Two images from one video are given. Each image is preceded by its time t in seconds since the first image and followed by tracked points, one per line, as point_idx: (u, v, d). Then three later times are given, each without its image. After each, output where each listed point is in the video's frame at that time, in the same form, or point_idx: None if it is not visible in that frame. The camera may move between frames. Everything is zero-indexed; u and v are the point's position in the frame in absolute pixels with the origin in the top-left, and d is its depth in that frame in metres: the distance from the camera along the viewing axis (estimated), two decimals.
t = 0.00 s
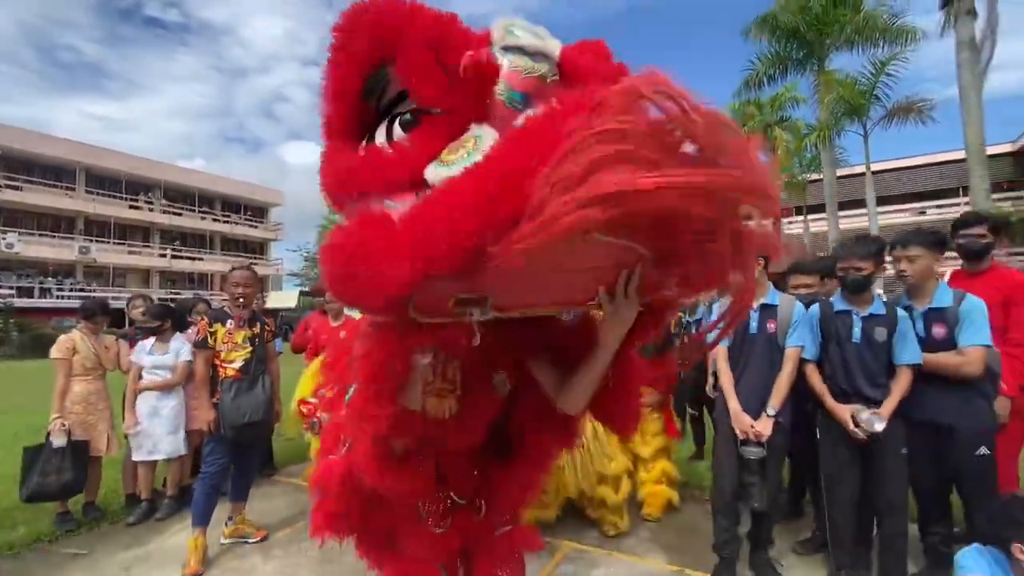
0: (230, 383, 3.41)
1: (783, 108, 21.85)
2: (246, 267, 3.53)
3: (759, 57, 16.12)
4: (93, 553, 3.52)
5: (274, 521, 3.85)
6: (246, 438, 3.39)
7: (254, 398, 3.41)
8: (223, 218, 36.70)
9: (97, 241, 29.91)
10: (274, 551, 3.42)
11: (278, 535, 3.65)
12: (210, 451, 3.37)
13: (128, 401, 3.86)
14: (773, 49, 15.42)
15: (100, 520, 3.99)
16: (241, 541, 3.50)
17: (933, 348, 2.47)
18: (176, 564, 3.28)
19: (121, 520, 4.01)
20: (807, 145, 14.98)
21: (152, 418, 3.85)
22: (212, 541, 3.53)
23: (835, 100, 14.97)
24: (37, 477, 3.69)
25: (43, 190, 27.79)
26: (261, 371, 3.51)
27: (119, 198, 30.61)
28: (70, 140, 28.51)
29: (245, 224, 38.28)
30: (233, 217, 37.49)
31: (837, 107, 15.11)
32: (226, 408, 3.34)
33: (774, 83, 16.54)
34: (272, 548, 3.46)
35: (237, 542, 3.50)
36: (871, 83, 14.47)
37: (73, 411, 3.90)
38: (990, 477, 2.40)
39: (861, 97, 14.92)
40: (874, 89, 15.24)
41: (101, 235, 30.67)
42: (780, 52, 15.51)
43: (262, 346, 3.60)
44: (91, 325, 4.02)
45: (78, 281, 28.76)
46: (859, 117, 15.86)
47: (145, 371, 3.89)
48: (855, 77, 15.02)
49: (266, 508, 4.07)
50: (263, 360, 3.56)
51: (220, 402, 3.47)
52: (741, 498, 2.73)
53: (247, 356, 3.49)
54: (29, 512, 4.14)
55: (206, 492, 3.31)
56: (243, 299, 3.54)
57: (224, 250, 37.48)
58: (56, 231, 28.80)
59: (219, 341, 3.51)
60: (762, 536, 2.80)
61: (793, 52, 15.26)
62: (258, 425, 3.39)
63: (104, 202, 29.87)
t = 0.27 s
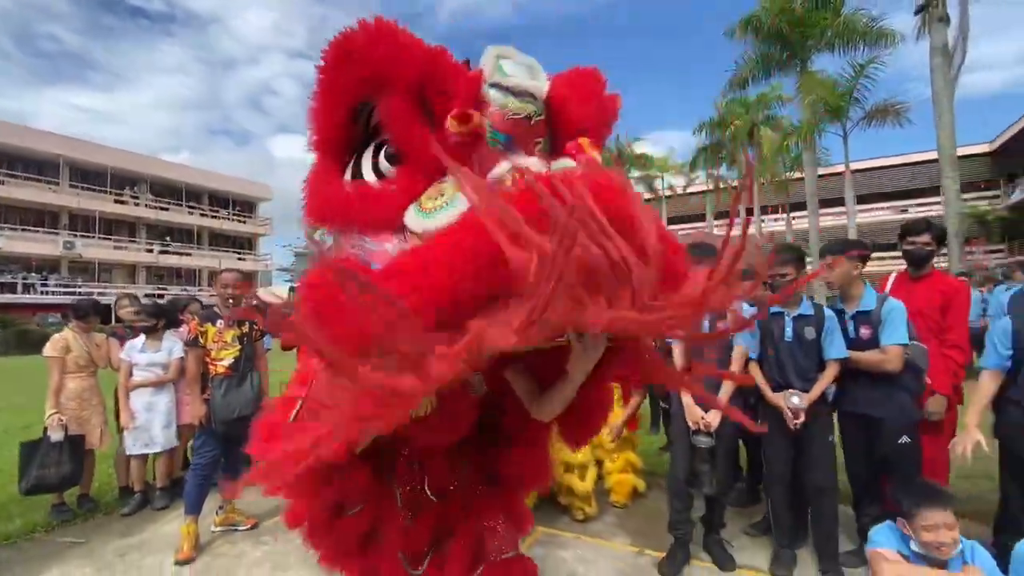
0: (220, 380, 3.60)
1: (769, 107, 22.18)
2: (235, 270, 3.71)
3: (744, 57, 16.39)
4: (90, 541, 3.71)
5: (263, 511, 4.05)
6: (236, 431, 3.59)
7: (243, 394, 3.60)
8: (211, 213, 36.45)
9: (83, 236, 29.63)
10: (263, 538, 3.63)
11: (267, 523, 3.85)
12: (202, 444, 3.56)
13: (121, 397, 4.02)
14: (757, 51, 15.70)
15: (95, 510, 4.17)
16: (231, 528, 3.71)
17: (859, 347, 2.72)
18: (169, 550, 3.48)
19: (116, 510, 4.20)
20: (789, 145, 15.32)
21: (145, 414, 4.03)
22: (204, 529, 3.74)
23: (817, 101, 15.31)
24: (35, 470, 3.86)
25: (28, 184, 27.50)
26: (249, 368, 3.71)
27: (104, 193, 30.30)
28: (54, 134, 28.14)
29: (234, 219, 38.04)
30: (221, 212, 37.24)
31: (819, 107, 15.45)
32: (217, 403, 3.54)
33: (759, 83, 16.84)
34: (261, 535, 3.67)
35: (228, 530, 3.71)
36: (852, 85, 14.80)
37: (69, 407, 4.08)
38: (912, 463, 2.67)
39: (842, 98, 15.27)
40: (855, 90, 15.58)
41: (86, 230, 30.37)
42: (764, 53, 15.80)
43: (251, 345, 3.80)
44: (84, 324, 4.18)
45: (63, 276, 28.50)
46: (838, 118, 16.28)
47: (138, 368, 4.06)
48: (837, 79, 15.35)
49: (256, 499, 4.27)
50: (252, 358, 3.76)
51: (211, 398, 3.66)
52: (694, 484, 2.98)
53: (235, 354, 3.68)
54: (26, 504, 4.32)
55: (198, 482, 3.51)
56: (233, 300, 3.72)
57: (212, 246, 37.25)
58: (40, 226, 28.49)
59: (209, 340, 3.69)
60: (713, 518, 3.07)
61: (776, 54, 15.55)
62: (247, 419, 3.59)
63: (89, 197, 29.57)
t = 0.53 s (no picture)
0: (206, 371, 3.74)
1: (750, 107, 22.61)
2: (220, 265, 3.85)
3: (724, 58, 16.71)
4: (78, 526, 3.85)
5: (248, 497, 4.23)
6: (221, 419, 3.74)
7: (229, 383, 3.76)
8: (193, 208, 35.98)
9: (60, 231, 29.08)
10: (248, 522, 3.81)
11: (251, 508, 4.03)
12: (189, 432, 3.70)
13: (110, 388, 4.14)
14: (737, 52, 16.03)
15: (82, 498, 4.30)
16: (217, 513, 3.87)
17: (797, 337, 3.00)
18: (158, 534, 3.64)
19: (103, 498, 4.34)
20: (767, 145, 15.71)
21: (133, 405, 4.16)
22: (191, 514, 3.90)
23: (794, 102, 15.70)
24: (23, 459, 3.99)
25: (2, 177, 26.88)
26: (234, 360, 3.87)
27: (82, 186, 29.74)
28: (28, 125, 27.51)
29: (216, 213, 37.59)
30: (203, 207, 36.77)
31: (795, 109, 15.86)
32: (204, 392, 3.68)
33: (739, 83, 17.20)
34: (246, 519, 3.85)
35: (214, 514, 3.87)
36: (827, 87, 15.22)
37: (55, 398, 4.19)
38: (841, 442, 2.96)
39: (817, 100, 15.68)
40: (830, 93, 16.01)
41: (63, 224, 29.81)
42: (744, 55, 16.13)
43: (236, 337, 3.96)
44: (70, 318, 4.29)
45: (40, 271, 27.99)
46: (815, 119, 16.72)
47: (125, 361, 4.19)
48: (813, 81, 15.77)
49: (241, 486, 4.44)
50: (237, 350, 3.92)
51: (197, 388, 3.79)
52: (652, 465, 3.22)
53: (221, 347, 3.83)
54: (13, 492, 4.43)
55: (186, 468, 3.65)
56: (219, 295, 3.87)
57: (194, 240, 36.79)
58: (15, 220, 27.89)
59: (195, 334, 3.84)
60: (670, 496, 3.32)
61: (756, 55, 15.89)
62: (233, 407, 3.75)
63: (66, 190, 29.00)
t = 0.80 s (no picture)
0: (191, 362, 3.87)
1: (729, 105, 23.02)
2: (204, 259, 3.98)
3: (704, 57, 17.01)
4: (65, 513, 3.97)
5: (231, 484, 4.38)
6: (206, 408, 3.88)
7: (213, 373, 3.91)
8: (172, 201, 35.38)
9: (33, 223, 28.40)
10: (233, 506, 3.98)
11: (235, 493, 4.19)
12: (174, 420, 3.84)
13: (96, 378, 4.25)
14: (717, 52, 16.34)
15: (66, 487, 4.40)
16: (202, 498, 4.02)
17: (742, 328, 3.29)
18: (144, 519, 3.78)
19: (87, 487, 4.44)
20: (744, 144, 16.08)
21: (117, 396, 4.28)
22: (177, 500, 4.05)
23: (771, 102, 16.08)
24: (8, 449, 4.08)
25: None
26: (218, 352, 4.00)
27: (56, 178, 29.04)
28: None
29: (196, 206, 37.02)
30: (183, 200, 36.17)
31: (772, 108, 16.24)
32: (189, 382, 3.81)
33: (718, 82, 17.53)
34: (230, 503, 4.01)
35: (200, 500, 4.02)
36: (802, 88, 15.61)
37: (39, 390, 4.28)
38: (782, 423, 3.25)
39: (793, 100, 16.08)
40: (806, 93, 16.44)
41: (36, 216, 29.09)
42: (724, 55, 16.44)
43: (220, 329, 4.11)
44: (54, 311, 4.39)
45: (12, 264, 27.33)
46: (790, 119, 17.15)
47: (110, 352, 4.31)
48: (789, 82, 16.16)
49: (224, 474, 4.59)
50: (221, 342, 4.06)
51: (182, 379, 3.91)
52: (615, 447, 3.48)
53: (205, 338, 3.97)
54: None
55: (172, 456, 3.80)
56: (203, 288, 4.00)
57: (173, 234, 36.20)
58: None
59: (181, 325, 3.97)
60: (632, 477, 3.58)
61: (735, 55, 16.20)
62: (218, 397, 3.90)
63: (39, 182, 28.30)
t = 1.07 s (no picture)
0: (168, 359, 3.97)
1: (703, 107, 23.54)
2: (181, 258, 4.08)
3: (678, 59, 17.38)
4: (41, 506, 4.03)
5: (208, 477, 4.49)
6: (184, 403, 3.99)
7: (190, 369, 4.03)
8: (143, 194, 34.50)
9: None
10: (211, 497, 4.10)
11: (213, 486, 4.31)
12: (152, 415, 3.93)
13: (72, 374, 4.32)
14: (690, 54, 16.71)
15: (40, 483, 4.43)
16: (180, 491, 4.14)
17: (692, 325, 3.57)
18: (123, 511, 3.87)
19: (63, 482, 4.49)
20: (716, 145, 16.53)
21: (93, 392, 4.35)
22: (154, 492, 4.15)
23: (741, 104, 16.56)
24: None
25: None
26: (195, 349, 4.12)
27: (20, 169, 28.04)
28: None
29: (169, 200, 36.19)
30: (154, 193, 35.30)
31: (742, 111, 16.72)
32: (166, 378, 3.91)
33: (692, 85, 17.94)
34: (208, 495, 4.13)
35: (177, 492, 4.13)
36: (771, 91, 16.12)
37: (13, 386, 4.30)
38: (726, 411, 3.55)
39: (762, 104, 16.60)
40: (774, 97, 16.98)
41: None
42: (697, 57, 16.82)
43: (197, 326, 4.22)
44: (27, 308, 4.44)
45: None
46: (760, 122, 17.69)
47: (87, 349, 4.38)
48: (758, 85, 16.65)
49: (201, 468, 4.69)
50: (197, 339, 4.18)
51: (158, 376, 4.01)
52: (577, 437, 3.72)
53: (182, 336, 4.08)
54: None
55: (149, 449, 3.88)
56: (180, 286, 4.10)
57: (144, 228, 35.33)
58: None
59: (158, 323, 4.07)
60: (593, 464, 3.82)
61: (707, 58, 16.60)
62: (196, 392, 4.01)
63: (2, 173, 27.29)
